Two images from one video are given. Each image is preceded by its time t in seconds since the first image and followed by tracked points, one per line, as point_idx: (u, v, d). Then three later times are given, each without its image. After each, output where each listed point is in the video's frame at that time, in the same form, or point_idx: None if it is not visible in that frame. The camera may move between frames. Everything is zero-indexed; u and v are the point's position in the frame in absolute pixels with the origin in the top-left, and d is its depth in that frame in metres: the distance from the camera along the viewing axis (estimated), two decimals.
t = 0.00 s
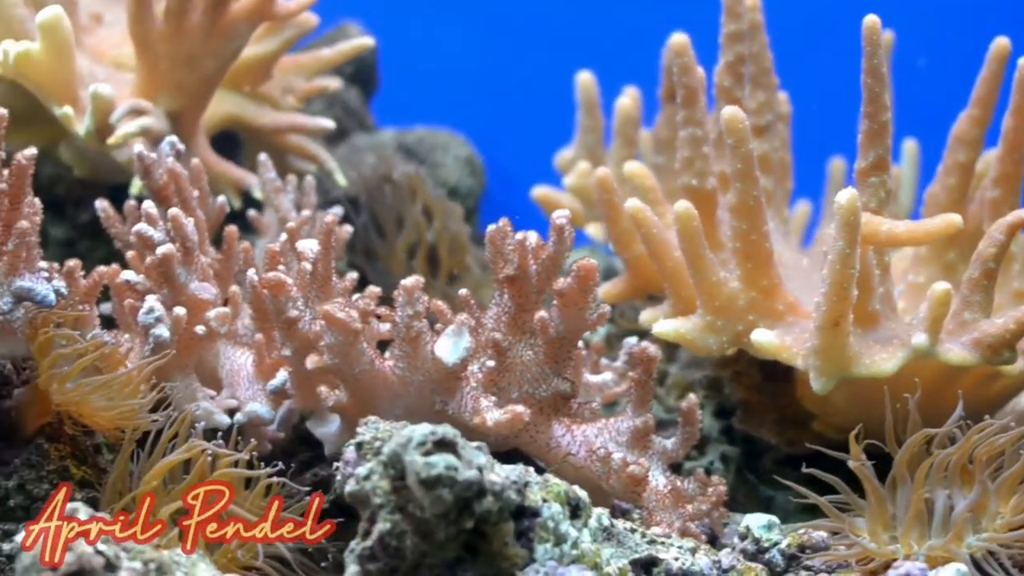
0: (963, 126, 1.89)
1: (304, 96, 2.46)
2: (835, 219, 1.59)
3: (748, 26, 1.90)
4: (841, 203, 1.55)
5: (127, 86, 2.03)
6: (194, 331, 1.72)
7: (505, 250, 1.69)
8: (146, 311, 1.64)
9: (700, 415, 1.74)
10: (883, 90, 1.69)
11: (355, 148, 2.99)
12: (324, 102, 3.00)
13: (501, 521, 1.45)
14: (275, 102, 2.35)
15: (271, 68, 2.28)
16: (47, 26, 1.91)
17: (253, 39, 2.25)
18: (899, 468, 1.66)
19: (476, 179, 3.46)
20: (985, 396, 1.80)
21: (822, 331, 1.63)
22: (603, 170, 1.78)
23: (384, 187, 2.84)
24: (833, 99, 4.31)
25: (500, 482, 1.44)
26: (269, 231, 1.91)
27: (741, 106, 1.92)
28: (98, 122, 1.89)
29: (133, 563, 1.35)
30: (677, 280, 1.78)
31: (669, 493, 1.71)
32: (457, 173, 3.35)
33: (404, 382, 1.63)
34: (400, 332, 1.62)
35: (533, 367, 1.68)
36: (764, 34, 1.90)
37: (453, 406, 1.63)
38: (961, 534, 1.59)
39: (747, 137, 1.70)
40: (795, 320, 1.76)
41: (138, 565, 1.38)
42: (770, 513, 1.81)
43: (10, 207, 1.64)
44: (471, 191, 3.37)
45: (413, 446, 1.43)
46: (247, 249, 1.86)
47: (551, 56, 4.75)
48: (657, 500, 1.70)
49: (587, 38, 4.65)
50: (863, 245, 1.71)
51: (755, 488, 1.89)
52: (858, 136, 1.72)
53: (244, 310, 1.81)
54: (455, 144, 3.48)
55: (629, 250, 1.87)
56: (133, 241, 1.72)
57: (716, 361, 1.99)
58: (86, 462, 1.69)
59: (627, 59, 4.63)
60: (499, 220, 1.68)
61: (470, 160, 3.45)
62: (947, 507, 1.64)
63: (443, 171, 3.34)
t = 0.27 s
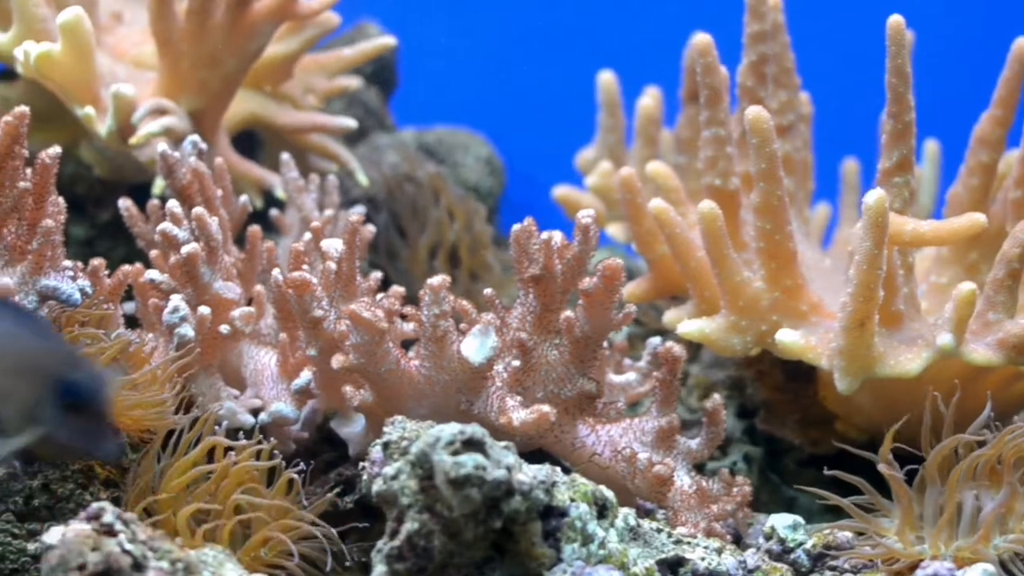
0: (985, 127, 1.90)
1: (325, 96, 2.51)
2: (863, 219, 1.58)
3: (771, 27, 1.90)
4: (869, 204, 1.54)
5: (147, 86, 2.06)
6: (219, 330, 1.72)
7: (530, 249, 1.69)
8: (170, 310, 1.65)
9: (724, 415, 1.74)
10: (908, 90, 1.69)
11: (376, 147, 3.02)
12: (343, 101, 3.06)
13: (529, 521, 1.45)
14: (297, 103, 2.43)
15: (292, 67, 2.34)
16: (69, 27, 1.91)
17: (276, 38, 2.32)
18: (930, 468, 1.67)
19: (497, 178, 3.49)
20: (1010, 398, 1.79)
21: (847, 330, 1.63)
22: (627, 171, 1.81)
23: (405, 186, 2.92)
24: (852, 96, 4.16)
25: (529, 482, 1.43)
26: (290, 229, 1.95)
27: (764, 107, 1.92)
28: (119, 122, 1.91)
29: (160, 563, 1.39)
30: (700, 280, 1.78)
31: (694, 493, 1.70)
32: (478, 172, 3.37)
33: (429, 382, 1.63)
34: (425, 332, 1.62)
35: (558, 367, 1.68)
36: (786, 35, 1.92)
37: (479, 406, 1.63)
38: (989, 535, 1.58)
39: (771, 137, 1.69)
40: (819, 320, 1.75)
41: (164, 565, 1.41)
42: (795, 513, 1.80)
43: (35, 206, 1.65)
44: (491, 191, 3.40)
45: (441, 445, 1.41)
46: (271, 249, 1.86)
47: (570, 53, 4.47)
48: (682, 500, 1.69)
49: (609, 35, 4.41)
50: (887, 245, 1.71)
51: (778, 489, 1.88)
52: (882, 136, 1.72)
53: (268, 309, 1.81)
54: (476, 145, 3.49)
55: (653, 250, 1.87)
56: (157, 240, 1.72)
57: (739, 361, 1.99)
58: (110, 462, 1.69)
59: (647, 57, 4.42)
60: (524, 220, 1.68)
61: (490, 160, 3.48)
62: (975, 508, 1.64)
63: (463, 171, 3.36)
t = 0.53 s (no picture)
0: (1010, 128, 1.91)
1: (347, 95, 2.68)
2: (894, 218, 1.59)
3: (796, 27, 1.93)
4: (902, 202, 1.55)
5: (171, 85, 2.24)
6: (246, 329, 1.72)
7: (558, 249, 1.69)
8: (198, 309, 1.65)
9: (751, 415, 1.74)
10: (935, 90, 1.69)
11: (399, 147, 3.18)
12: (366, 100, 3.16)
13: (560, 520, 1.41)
14: (320, 101, 2.60)
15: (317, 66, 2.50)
16: (92, 27, 1.98)
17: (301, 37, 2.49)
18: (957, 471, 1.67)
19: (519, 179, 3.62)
20: None
21: (876, 330, 1.63)
22: (654, 171, 1.83)
23: (427, 187, 3.04)
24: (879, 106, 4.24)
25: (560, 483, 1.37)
26: (316, 227, 2.10)
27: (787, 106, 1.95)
28: (145, 121, 2.02)
29: (191, 563, 1.38)
30: (727, 280, 1.79)
31: (723, 494, 1.70)
32: (500, 172, 3.53)
33: (459, 381, 1.63)
34: (454, 332, 1.62)
35: (586, 367, 1.68)
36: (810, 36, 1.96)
37: (508, 405, 1.63)
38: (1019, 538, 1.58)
39: (797, 136, 1.69)
40: (846, 320, 1.75)
41: (196, 564, 1.40)
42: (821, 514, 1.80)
43: (63, 205, 1.64)
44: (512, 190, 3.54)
45: (471, 445, 1.35)
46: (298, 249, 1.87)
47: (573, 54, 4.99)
48: (710, 500, 1.69)
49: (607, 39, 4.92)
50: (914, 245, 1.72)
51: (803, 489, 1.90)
52: (910, 135, 1.72)
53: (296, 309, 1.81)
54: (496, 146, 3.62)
55: (680, 251, 1.89)
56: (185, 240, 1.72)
57: (764, 362, 2.00)
58: (138, 461, 1.70)
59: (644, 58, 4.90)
60: (552, 220, 1.67)
61: (512, 160, 3.61)
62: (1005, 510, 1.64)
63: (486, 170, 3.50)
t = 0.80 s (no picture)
0: None
1: (367, 95, 2.73)
2: (915, 217, 1.58)
3: (818, 27, 1.96)
4: (921, 201, 1.55)
5: (192, 84, 2.26)
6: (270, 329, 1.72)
7: (582, 249, 1.69)
8: (222, 308, 1.65)
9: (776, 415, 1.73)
10: (961, 89, 1.69)
11: (419, 148, 3.20)
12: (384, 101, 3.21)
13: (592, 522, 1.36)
14: (341, 100, 2.63)
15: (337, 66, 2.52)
16: (112, 27, 2.00)
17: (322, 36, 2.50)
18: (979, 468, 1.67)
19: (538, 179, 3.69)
20: None
21: (900, 329, 1.62)
22: (677, 172, 1.83)
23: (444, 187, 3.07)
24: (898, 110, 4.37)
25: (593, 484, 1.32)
26: (337, 227, 2.12)
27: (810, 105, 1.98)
28: (167, 120, 2.06)
29: (218, 562, 1.35)
30: (751, 280, 1.79)
31: (748, 494, 1.70)
32: (520, 172, 3.58)
33: (484, 381, 1.63)
34: (480, 332, 1.62)
35: (611, 367, 1.68)
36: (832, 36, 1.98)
37: (534, 405, 1.63)
38: None
39: (820, 136, 1.68)
40: (870, 320, 1.75)
41: (224, 564, 1.37)
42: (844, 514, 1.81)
43: (88, 204, 1.62)
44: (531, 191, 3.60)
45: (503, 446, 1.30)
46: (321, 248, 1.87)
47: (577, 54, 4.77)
48: (735, 500, 1.69)
49: (612, 40, 4.72)
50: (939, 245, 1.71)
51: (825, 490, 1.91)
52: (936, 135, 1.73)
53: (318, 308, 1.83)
54: (517, 146, 3.70)
55: (702, 251, 1.90)
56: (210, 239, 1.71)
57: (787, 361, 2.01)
58: (162, 460, 1.70)
59: (647, 59, 4.72)
60: (577, 219, 1.67)
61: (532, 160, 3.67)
62: None
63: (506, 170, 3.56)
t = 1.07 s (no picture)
0: None
1: (389, 94, 2.72)
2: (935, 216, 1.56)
3: (841, 28, 1.98)
4: (939, 198, 1.53)
5: (214, 84, 2.29)
6: (294, 329, 1.71)
7: (606, 249, 1.68)
8: (247, 308, 1.65)
9: (800, 416, 1.72)
10: (988, 90, 1.69)
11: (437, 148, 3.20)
12: (404, 100, 3.26)
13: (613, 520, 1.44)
14: (362, 100, 2.65)
15: (358, 65, 2.55)
16: (133, 26, 2.03)
17: (344, 36, 2.53)
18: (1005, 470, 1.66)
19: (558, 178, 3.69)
20: None
21: (923, 329, 1.60)
22: (701, 172, 1.81)
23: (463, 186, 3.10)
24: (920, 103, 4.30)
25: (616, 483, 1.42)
26: (359, 226, 2.18)
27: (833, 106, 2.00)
28: (189, 119, 2.10)
29: (245, 563, 1.36)
30: (775, 281, 1.79)
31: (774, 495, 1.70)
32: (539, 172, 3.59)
33: (510, 381, 1.63)
34: (506, 332, 1.61)
35: (636, 367, 1.68)
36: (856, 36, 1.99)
37: (560, 405, 1.63)
38: None
39: (846, 137, 1.67)
40: (894, 321, 1.74)
41: (251, 565, 1.39)
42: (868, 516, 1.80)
43: (112, 203, 1.62)
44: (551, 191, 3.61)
45: (531, 446, 1.40)
46: (344, 249, 1.87)
47: (577, 56, 4.78)
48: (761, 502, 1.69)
49: (613, 40, 4.73)
50: (964, 245, 1.71)
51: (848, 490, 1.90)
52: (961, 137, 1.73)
53: (343, 308, 1.82)
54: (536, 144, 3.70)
55: (726, 251, 1.92)
56: (235, 239, 1.71)
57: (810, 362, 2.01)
58: (185, 460, 1.70)
59: (645, 59, 4.72)
60: (602, 220, 1.67)
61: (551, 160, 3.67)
62: None
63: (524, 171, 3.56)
